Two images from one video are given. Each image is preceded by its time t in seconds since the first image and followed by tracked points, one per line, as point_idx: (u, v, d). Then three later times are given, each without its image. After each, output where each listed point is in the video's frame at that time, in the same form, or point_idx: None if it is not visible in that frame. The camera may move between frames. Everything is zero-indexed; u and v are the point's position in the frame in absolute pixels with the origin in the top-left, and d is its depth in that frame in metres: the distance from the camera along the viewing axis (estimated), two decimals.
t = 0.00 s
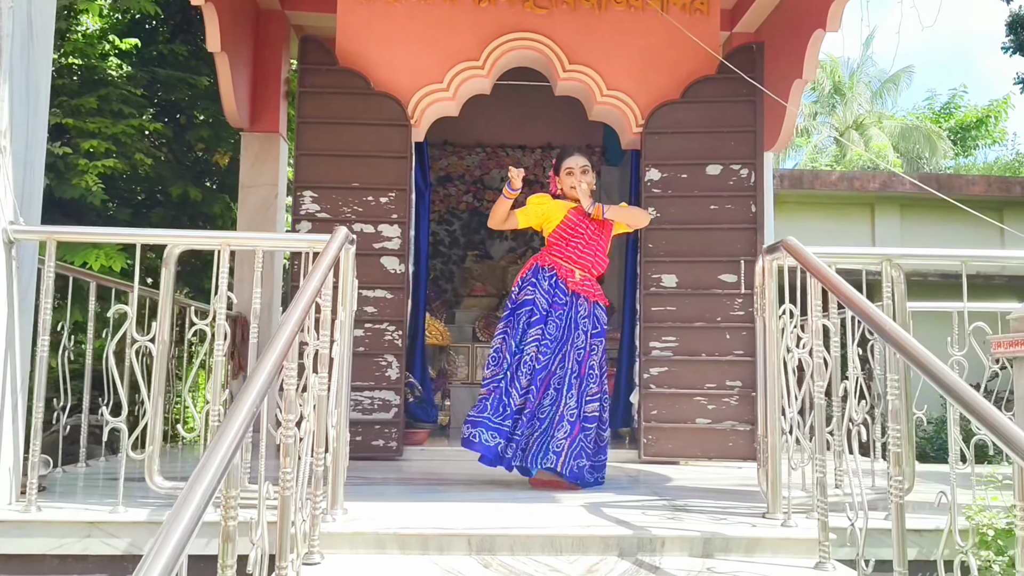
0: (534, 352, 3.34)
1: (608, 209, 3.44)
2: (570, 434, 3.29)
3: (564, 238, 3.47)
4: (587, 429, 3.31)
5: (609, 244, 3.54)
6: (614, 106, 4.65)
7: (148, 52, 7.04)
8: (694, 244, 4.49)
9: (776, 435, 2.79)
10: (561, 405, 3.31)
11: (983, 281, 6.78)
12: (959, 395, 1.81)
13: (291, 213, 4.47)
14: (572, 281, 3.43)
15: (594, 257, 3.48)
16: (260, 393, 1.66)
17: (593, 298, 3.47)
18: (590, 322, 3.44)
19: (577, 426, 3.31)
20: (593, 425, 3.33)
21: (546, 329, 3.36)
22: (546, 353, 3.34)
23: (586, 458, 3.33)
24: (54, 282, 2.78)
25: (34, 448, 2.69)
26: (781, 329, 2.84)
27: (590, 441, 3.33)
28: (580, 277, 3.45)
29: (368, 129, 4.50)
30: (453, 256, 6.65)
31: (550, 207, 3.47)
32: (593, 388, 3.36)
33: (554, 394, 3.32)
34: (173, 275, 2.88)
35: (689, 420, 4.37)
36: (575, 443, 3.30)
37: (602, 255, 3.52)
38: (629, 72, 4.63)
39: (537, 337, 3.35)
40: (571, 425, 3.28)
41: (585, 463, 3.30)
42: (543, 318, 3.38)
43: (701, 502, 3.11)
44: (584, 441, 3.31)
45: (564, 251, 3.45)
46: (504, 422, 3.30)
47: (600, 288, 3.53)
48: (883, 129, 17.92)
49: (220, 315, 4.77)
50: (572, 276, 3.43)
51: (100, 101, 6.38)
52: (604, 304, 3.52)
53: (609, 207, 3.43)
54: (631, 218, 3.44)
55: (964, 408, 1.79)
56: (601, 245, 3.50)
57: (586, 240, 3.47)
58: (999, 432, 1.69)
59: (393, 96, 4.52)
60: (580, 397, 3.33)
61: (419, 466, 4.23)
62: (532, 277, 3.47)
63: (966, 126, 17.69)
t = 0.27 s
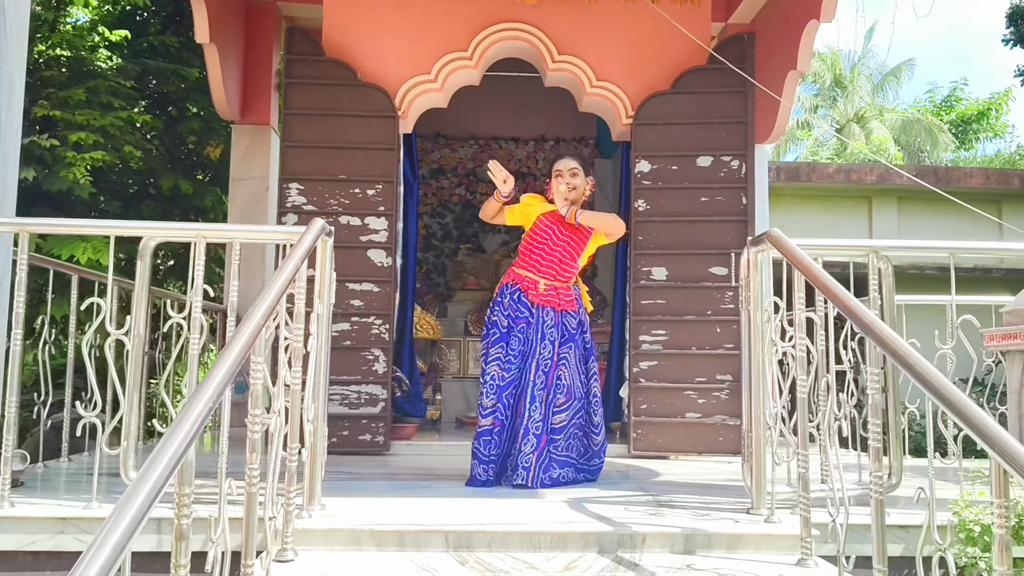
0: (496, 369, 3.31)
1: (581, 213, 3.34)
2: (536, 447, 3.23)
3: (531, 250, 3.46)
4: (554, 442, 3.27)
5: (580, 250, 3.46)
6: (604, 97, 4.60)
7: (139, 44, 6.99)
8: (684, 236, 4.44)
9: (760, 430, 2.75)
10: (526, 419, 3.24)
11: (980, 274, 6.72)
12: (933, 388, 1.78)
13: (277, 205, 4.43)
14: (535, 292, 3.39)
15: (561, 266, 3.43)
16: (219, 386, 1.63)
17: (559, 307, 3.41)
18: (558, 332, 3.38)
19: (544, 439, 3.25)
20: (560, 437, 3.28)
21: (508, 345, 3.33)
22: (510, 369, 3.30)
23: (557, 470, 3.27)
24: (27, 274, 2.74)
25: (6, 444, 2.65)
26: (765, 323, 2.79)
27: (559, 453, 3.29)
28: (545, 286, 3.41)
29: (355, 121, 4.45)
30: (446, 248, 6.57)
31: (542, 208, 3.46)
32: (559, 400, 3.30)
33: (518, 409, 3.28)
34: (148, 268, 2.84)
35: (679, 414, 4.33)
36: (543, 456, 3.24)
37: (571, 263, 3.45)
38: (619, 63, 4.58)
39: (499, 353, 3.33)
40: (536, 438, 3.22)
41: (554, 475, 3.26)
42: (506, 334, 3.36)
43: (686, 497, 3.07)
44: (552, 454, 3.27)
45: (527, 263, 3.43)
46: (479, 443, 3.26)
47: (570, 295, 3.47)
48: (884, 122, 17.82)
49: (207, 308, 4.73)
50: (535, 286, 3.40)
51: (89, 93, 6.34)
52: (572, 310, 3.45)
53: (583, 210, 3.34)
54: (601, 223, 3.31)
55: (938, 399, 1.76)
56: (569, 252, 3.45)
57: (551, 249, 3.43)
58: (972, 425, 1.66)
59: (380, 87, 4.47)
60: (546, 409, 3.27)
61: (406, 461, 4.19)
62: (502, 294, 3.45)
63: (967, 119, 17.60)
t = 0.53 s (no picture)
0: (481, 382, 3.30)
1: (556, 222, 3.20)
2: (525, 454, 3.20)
3: (505, 256, 3.41)
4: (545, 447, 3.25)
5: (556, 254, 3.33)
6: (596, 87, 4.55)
7: (130, 34, 6.93)
8: (676, 228, 4.39)
9: (748, 423, 2.70)
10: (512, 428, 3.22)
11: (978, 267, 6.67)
12: (913, 378, 1.75)
13: (265, 197, 4.38)
14: (510, 300, 3.37)
15: (533, 270, 3.36)
16: (182, 375, 1.60)
17: (534, 312, 3.35)
18: (537, 336, 3.34)
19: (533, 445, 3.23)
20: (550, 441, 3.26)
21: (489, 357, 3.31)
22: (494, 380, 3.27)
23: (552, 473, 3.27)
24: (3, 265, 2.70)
25: None
26: (752, 313, 2.75)
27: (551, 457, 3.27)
28: (518, 293, 3.36)
29: (343, 111, 4.40)
30: (440, 241, 6.52)
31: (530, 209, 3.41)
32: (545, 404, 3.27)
33: (504, 418, 3.24)
34: (126, 259, 2.80)
35: (671, 407, 4.29)
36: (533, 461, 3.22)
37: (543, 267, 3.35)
38: (611, 52, 4.53)
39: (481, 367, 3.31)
40: (523, 444, 3.18)
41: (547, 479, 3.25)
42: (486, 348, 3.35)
43: (674, 492, 3.03)
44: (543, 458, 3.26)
45: (502, 270, 3.40)
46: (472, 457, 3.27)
47: (547, 297, 3.39)
48: (885, 115, 17.73)
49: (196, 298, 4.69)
50: (507, 294, 3.37)
51: (78, 84, 6.29)
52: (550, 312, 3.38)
53: (556, 218, 3.19)
54: (569, 233, 3.16)
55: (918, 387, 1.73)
56: (540, 258, 3.34)
57: (522, 256, 3.36)
58: (951, 414, 1.63)
59: (369, 77, 4.42)
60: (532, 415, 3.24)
61: (395, 455, 4.15)
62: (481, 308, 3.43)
63: (968, 111, 17.50)
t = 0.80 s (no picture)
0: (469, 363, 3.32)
1: (542, 210, 3.15)
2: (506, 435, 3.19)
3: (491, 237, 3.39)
4: (529, 428, 3.21)
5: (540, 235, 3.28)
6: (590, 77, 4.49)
7: (123, 25, 6.87)
8: (670, 219, 4.34)
9: (739, 416, 2.66)
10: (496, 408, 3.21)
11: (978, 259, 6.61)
12: (904, 371, 1.71)
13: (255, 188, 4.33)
14: (496, 282, 3.34)
15: (517, 251, 3.32)
16: (149, 366, 1.56)
17: (520, 293, 3.31)
18: (522, 317, 3.31)
19: (518, 426, 3.21)
20: (533, 422, 3.22)
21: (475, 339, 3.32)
22: (480, 362, 3.28)
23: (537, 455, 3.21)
24: None
25: None
26: (744, 305, 2.70)
27: (536, 439, 3.22)
28: (504, 276, 3.33)
29: (334, 102, 4.35)
30: (434, 234, 6.43)
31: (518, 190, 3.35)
32: (529, 385, 3.24)
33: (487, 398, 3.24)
34: (107, 250, 2.77)
35: (666, 401, 4.24)
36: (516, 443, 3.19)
37: (526, 247, 3.30)
38: (605, 42, 4.47)
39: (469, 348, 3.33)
40: (506, 425, 3.18)
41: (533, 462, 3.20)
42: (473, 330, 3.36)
43: (666, 487, 2.98)
44: (529, 441, 3.22)
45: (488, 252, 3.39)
46: (460, 440, 3.27)
47: (532, 277, 3.34)
48: (886, 108, 17.64)
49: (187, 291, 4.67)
50: (494, 278, 3.34)
51: (70, 75, 6.24)
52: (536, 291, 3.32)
53: (542, 207, 3.14)
54: (556, 223, 3.12)
55: (908, 381, 1.69)
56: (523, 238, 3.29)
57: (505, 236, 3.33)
58: (942, 408, 1.58)
59: (360, 67, 4.37)
60: (516, 396, 3.22)
61: (386, 449, 4.10)
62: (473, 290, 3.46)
63: (969, 105, 17.40)
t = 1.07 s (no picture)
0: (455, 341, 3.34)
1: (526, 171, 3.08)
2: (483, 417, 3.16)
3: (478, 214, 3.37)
4: (506, 408, 3.18)
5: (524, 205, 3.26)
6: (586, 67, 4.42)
7: (116, 16, 6.79)
8: (668, 212, 4.26)
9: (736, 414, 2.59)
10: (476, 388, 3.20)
11: (979, 254, 6.53)
12: (906, 368, 1.64)
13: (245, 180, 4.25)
14: (479, 258, 3.31)
15: (501, 224, 3.29)
16: (113, 366, 1.48)
17: (503, 270, 3.26)
18: (504, 295, 3.27)
19: (497, 405, 3.19)
20: (511, 402, 3.18)
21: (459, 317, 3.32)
22: (463, 340, 3.27)
23: (518, 438, 3.18)
24: None
25: None
26: (742, 300, 2.63)
27: (513, 419, 3.18)
28: (488, 251, 3.29)
29: (325, 92, 4.27)
30: (431, 227, 6.35)
31: (506, 164, 3.34)
32: (508, 363, 3.21)
33: (469, 379, 3.21)
34: (87, 243, 2.71)
35: (663, 397, 4.17)
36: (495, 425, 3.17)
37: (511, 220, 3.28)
38: (602, 32, 4.40)
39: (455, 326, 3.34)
40: (484, 406, 3.16)
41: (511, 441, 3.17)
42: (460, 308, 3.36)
43: (661, 486, 2.91)
44: (507, 420, 3.19)
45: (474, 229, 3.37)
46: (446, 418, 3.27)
47: (517, 254, 3.29)
48: (888, 101, 17.52)
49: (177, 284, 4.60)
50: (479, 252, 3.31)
51: (61, 66, 6.17)
52: (519, 270, 3.28)
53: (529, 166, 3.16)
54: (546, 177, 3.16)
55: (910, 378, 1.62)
56: (506, 209, 3.27)
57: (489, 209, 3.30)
58: (946, 407, 1.51)
59: (352, 57, 4.29)
60: (495, 374, 3.21)
61: (378, 446, 4.03)
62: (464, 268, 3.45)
63: (972, 97, 17.28)
